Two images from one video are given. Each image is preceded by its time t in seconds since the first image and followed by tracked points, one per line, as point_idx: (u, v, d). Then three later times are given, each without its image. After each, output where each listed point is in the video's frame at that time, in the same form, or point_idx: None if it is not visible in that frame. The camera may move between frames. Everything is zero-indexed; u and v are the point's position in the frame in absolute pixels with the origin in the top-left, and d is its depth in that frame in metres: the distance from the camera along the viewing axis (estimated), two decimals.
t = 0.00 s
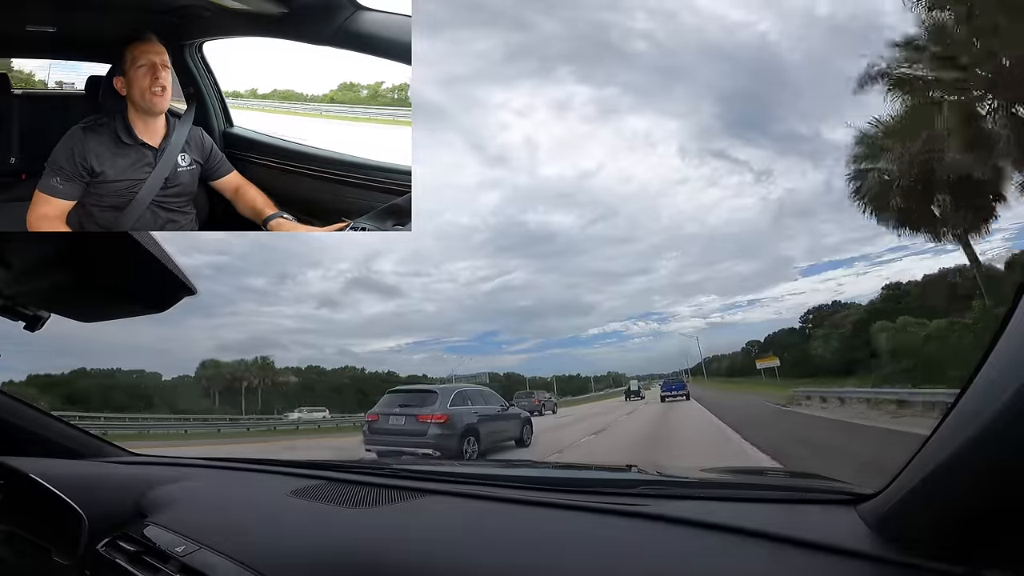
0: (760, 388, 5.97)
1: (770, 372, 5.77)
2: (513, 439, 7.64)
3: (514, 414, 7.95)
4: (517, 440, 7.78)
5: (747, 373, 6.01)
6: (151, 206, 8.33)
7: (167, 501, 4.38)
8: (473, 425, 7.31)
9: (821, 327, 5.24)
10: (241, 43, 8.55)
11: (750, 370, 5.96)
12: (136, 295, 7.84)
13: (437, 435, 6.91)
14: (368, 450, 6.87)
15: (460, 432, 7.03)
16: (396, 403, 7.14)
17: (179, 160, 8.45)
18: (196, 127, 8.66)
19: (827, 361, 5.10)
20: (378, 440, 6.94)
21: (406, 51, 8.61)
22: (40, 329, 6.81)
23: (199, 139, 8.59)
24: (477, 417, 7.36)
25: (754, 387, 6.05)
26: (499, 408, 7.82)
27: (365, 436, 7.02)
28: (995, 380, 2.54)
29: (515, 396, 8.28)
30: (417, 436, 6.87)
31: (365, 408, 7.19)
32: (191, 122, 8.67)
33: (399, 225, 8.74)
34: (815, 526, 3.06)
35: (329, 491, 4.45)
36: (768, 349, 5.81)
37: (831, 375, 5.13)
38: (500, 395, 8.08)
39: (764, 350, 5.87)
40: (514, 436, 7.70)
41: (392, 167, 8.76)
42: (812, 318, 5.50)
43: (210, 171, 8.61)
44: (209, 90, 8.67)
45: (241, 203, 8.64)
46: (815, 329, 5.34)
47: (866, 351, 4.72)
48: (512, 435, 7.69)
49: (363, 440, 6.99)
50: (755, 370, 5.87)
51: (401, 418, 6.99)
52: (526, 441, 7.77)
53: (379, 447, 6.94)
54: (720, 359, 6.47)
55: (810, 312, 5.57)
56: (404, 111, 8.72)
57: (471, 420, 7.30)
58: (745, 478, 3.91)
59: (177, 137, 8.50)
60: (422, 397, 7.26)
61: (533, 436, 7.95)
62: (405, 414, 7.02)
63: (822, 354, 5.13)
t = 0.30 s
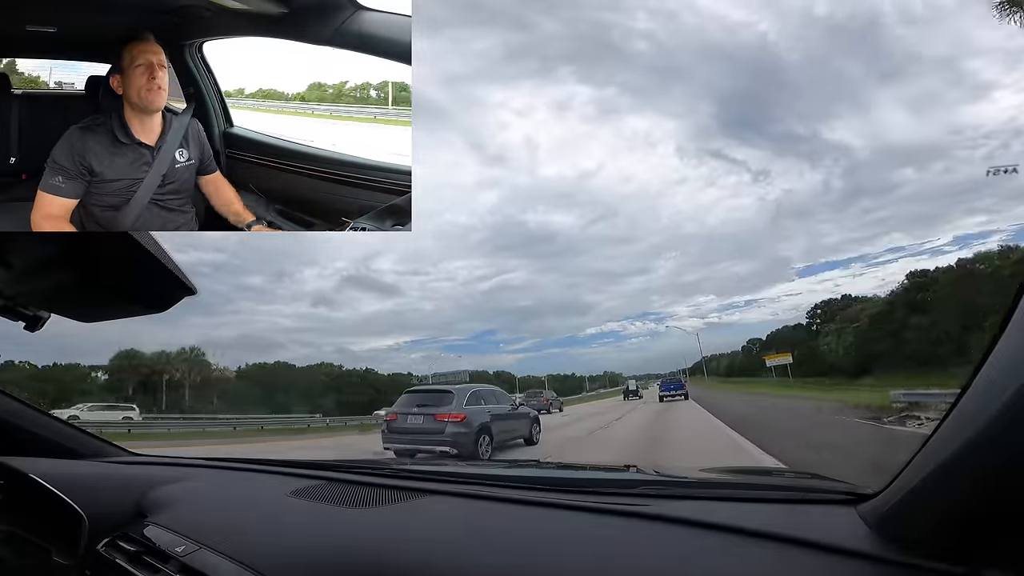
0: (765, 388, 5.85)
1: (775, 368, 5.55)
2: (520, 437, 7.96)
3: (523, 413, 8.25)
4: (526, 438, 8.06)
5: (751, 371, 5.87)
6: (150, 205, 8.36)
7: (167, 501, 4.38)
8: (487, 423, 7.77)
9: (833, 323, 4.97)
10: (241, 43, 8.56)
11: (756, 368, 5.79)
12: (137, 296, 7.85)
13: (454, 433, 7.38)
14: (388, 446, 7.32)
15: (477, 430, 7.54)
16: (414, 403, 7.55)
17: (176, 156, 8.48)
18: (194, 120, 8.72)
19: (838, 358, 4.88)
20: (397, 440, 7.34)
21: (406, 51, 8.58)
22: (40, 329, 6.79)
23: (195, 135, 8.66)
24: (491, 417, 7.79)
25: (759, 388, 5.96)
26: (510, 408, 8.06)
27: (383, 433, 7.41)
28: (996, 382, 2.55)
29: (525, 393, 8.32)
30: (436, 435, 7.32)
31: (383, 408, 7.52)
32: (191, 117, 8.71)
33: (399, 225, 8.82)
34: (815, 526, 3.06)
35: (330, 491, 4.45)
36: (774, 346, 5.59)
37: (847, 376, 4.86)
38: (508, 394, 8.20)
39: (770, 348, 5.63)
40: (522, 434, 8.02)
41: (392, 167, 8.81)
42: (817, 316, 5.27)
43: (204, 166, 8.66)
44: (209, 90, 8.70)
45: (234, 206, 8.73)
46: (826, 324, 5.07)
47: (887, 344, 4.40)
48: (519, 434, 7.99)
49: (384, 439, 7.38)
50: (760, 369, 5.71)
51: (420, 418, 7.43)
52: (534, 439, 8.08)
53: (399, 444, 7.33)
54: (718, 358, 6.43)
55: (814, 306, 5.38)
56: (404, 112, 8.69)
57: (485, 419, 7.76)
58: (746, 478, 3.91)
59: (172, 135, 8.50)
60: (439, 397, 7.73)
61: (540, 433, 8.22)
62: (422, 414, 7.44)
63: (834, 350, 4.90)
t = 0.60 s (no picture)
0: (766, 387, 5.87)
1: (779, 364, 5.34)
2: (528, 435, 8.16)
3: (531, 412, 8.45)
4: (534, 437, 8.31)
5: (752, 370, 5.85)
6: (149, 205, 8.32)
7: (167, 501, 4.39)
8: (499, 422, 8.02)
9: (847, 318, 4.76)
10: (241, 43, 8.57)
11: (758, 365, 5.74)
12: (137, 296, 7.82)
13: (469, 431, 7.73)
14: (404, 444, 7.58)
15: (490, 427, 7.81)
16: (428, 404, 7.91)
17: (174, 153, 8.48)
18: (191, 114, 8.68)
19: (857, 355, 4.68)
20: (412, 438, 7.66)
21: (406, 50, 8.61)
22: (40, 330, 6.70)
23: (192, 130, 8.62)
24: (502, 415, 8.02)
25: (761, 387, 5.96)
26: (520, 408, 8.31)
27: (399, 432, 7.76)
28: (996, 381, 2.56)
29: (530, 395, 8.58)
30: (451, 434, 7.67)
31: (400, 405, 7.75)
32: (191, 112, 8.69)
33: (399, 225, 8.84)
34: (814, 526, 3.07)
35: (330, 491, 4.46)
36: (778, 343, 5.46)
37: (870, 377, 4.62)
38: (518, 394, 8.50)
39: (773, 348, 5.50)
40: (530, 432, 8.26)
41: (392, 167, 8.85)
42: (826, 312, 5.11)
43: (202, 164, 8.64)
44: (208, 90, 8.69)
45: (226, 208, 8.71)
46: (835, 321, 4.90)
47: (915, 340, 4.09)
48: (527, 433, 8.19)
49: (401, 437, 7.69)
50: (762, 367, 5.63)
51: (435, 417, 7.74)
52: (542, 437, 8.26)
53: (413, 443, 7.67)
54: (718, 358, 6.37)
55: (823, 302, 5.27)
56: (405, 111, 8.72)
57: (497, 418, 7.98)
58: (743, 478, 3.93)
59: (167, 134, 8.47)
60: (452, 396, 8.03)
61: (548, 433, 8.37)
62: (436, 413, 7.81)
63: (850, 349, 4.72)
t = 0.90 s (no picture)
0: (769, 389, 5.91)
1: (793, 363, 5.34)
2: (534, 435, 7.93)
3: (537, 411, 8.20)
4: (539, 436, 8.08)
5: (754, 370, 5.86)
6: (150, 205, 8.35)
7: (167, 501, 4.38)
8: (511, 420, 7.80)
9: (866, 313, 4.72)
10: (241, 43, 8.65)
11: (762, 365, 5.75)
12: (136, 296, 7.74)
13: (480, 429, 7.43)
14: (415, 443, 7.40)
15: (501, 426, 7.56)
16: (441, 402, 7.62)
17: (175, 154, 8.50)
18: (194, 116, 8.73)
19: (884, 353, 4.56)
20: (424, 437, 7.45)
21: (406, 50, 8.62)
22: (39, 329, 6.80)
23: (194, 131, 8.65)
24: (511, 413, 7.76)
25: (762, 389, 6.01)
26: (528, 407, 8.07)
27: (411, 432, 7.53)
28: (996, 380, 2.56)
29: (537, 394, 8.40)
30: (462, 434, 7.42)
31: (413, 405, 7.61)
32: (191, 112, 8.71)
33: (399, 225, 8.70)
34: (813, 526, 3.07)
35: (331, 491, 4.45)
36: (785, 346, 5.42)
37: (897, 378, 4.45)
38: (522, 393, 8.19)
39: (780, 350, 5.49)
40: (536, 431, 8.01)
41: (392, 167, 8.89)
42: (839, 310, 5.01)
43: (202, 164, 8.66)
44: (208, 91, 8.75)
45: (224, 205, 8.70)
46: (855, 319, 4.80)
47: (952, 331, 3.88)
48: (533, 432, 7.97)
49: (410, 437, 7.42)
50: (766, 366, 5.66)
51: (447, 416, 7.50)
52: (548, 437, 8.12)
53: (423, 442, 7.44)
54: (718, 358, 6.39)
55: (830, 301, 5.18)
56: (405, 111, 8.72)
57: (509, 415, 7.76)
58: (742, 478, 3.94)
59: (168, 135, 8.50)
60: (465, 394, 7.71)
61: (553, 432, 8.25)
62: (449, 412, 7.52)
63: (874, 345, 4.63)
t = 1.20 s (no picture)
0: (773, 391, 6.07)
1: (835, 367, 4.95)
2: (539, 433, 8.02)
3: (543, 410, 8.29)
4: (546, 434, 8.12)
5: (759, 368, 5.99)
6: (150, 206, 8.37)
7: (167, 502, 4.38)
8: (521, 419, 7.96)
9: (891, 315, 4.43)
10: (241, 43, 8.66)
11: (768, 364, 5.88)
12: (137, 296, 7.76)
13: (490, 428, 7.59)
14: (427, 443, 7.61)
15: (511, 424, 7.68)
16: (452, 403, 7.86)
17: (176, 154, 8.49)
18: (194, 116, 8.74)
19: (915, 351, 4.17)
20: (435, 435, 7.68)
21: (406, 50, 8.64)
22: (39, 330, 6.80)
23: (194, 131, 8.66)
24: (519, 413, 7.88)
25: (767, 390, 6.16)
26: (536, 406, 8.21)
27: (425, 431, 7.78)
28: (996, 380, 2.57)
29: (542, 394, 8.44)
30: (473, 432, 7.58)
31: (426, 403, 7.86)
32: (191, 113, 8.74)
33: (399, 225, 8.87)
34: (813, 526, 3.08)
35: (331, 491, 4.45)
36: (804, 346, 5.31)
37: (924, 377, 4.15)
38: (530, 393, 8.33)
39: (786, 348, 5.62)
40: (542, 430, 8.10)
41: (392, 167, 8.89)
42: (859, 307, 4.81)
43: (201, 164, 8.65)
44: (208, 91, 8.76)
45: (224, 206, 8.73)
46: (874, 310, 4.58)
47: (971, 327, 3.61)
48: (538, 430, 8.05)
49: (423, 434, 7.66)
50: (772, 366, 5.80)
51: (458, 415, 7.73)
52: (554, 435, 8.11)
53: (434, 440, 7.70)
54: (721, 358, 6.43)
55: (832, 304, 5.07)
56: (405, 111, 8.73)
57: (519, 414, 7.90)
58: (743, 478, 3.95)
59: (169, 135, 8.52)
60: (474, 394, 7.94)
61: (558, 432, 8.23)
62: (459, 411, 7.74)
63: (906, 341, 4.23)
